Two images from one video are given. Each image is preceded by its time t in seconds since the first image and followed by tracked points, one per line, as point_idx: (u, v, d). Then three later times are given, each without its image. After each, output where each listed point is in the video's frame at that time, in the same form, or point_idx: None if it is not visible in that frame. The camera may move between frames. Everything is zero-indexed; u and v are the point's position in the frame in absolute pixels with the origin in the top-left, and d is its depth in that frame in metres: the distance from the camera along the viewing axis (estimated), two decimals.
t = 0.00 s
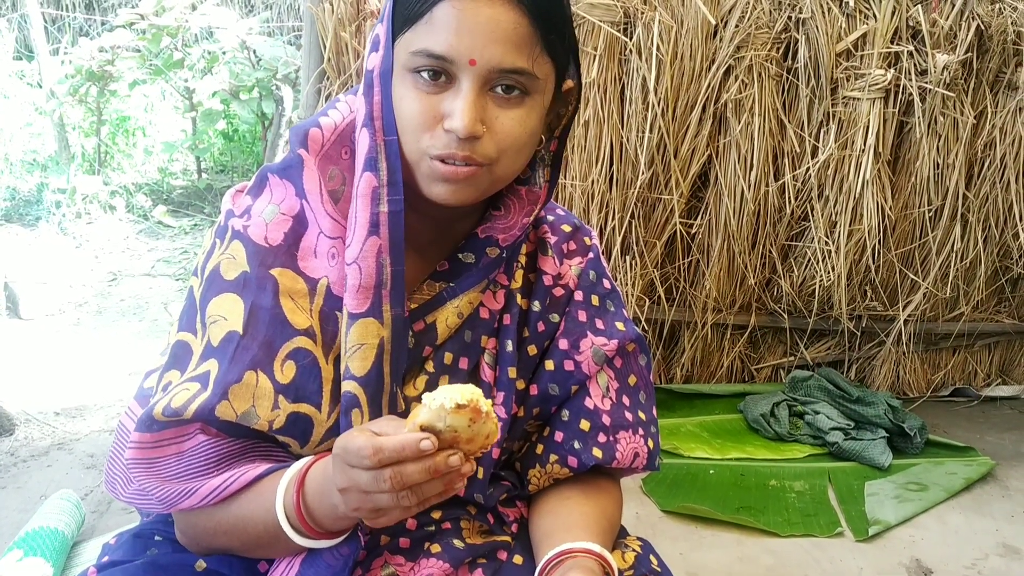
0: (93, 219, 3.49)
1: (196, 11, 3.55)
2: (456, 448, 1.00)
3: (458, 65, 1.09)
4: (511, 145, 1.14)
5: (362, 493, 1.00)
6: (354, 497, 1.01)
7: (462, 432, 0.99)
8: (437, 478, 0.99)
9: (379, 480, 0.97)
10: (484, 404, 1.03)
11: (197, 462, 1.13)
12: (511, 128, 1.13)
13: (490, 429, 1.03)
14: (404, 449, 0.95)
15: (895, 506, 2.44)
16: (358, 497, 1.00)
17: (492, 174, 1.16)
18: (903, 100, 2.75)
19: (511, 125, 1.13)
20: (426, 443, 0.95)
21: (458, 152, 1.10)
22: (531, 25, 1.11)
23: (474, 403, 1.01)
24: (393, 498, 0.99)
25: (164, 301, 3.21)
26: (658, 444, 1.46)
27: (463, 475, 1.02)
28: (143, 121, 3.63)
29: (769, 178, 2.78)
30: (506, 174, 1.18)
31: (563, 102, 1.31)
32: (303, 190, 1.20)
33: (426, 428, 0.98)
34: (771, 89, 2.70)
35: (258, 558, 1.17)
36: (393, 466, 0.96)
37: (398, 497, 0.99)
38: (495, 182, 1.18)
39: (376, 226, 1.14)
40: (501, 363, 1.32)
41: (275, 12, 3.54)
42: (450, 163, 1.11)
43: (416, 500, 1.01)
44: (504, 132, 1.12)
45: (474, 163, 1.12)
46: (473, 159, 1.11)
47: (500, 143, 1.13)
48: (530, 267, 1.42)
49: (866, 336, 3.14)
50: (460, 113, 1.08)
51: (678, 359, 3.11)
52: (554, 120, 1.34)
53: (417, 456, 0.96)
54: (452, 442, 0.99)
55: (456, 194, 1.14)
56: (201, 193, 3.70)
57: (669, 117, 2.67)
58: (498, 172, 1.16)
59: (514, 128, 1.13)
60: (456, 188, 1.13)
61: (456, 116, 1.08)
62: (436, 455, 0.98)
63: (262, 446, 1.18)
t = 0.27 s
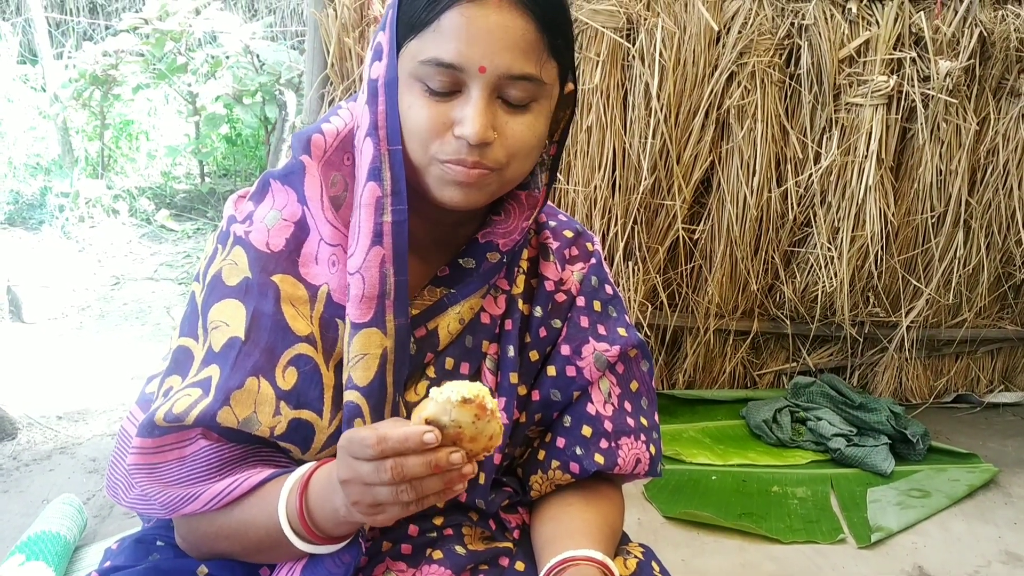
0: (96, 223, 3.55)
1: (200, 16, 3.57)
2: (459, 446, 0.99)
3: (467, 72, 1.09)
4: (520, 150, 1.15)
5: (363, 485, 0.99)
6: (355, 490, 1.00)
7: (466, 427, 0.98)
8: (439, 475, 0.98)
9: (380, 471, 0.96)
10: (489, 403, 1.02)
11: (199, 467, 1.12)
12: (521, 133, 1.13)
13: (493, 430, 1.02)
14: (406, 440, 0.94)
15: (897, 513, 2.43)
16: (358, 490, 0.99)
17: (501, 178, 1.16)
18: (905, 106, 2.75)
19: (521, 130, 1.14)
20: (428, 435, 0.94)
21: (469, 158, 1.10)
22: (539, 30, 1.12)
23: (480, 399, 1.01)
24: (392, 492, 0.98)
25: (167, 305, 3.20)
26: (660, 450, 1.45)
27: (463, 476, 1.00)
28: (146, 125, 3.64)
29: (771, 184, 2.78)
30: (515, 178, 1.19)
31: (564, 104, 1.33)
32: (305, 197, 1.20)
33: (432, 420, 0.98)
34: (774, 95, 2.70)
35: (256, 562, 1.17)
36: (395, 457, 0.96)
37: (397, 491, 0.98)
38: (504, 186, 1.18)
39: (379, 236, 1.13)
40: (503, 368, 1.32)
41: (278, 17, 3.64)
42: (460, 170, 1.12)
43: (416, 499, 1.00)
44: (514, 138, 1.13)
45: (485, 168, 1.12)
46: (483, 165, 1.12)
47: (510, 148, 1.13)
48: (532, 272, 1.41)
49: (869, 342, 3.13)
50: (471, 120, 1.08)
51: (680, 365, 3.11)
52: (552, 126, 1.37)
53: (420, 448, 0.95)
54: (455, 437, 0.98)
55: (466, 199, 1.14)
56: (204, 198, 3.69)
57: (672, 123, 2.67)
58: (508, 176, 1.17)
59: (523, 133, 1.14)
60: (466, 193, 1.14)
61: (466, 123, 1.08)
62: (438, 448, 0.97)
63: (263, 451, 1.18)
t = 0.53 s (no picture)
0: (99, 228, 3.56)
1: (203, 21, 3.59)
2: (445, 392, 0.97)
3: (505, 89, 1.09)
4: (549, 165, 1.16)
5: (349, 433, 0.95)
6: (342, 441, 0.97)
7: (451, 368, 0.97)
8: (424, 420, 0.94)
9: (365, 411, 0.93)
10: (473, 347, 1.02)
11: (199, 466, 1.13)
12: (551, 148, 1.15)
13: (478, 376, 1.01)
14: (390, 377, 0.92)
15: (900, 520, 2.43)
16: (345, 437, 0.96)
17: (528, 192, 1.17)
18: (908, 113, 2.75)
19: (551, 146, 1.15)
20: (412, 372, 0.91)
21: (506, 175, 1.10)
22: (570, 48, 1.14)
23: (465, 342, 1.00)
24: (377, 436, 0.94)
25: (169, 310, 3.20)
26: (663, 457, 1.45)
27: (449, 424, 0.96)
28: (149, 130, 3.65)
29: (774, 191, 2.78)
30: (539, 191, 1.20)
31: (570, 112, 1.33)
32: (307, 203, 1.20)
33: (417, 361, 0.97)
34: (777, 102, 2.70)
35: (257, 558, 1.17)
36: (379, 396, 0.92)
37: (381, 434, 0.93)
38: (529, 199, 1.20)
39: (398, 253, 1.13)
40: (505, 374, 1.32)
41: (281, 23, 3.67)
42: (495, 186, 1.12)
43: (400, 448, 0.96)
44: (545, 153, 1.14)
45: (519, 184, 1.13)
46: (518, 182, 1.12)
47: (541, 164, 1.15)
48: (535, 278, 1.41)
49: (871, 349, 3.13)
50: (510, 138, 1.08)
51: (682, 371, 3.10)
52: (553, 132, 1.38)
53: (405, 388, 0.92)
54: (441, 379, 0.96)
55: (498, 214, 1.15)
56: (207, 203, 3.68)
57: (674, 129, 2.67)
58: (534, 190, 1.18)
59: (553, 148, 1.15)
60: (498, 209, 1.14)
61: (505, 140, 1.08)
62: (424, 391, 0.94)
63: (261, 449, 1.17)
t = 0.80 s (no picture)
0: (101, 233, 3.55)
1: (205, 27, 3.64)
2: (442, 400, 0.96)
3: (504, 93, 1.09)
4: (549, 170, 1.16)
5: (348, 441, 0.95)
6: (339, 448, 0.96)
7: (449, 376, 0.96)
8: (420, 429, 0.93)
9: (361, 420, 0.92)
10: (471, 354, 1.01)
11: (200, 474, 1.13)
12: (550, 154, 1.15)
13: (475, 385, 1.00)
14: (387, 386, 0.90)
15: (902, 526, 2.42)
16: (343, 446, 0.95)
17: (528, 198, 1.17)
18: (910, 120, 2.75)
19: (550, 150, 1.15)
20: (410, 380, 0.89)
21: (505, 179, 1.10)
22: (569, 52, 1.15)
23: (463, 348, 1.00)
24: (373, 444, 0.93)
25: (171, 314, 3.20)
26: (665, 463, 1.45)
27: (447, 434, 0.95)
28: (152, 135, 3.67)
29: (776, 197, 2.78)
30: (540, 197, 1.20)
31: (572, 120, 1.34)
32: (310, 210, 1.21)
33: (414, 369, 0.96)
34: (779, 108, 2.70)
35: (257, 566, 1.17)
36: (377, 404, 0.92)
37: (378, 443, 0.93)
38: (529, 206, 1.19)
39: (399, 258, 1.12)
40: (508, 381, 1.32)
41: (284, 29, 3.69)
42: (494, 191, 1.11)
43: (398, 457, 0.95)
44: (545, 158, 1.14)
45: (518, 189, 1.13)
46: (518, 187, 1.12)
47: (540, 169, 1.15)
48: (537, 284, 1.41)
49: (873, 355, 3.13)
50: (509, 141, 1.08)
51: (684, 377, 3.10)
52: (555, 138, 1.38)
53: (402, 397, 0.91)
54: (439, 388, 0.95)
55: (497, 220, 1.14)
56: (209, 208, 3.72)
57: (677, 135, 2.68)
58: (534, 196, 1.18)
59: (552, 153, 1.15)
60: (498, 214, 1.14)
61: (504, 144, 1.08)
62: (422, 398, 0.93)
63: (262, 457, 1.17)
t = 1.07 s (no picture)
0: (101, 237, 3.56)
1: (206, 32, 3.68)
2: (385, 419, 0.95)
3: (490, 95, 1.09)
4: (539, 172, 1.16)
5: (292, 454, 0.94)
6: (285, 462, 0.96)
7: (392, 395, 0.94)
8: (360, 447, 0.92)
9: (302, 431, 0.91)
10: (419, 374, 0.99)
11: (189, 478, 1.14)
12: (539, 156, 1.15)
13: (420, 406, 0.97)
14: (329, 399, 0.90)
15: (902, 531, 2.42)
16: (288, 458, 0.94)
17: (517, 201, 1.17)
18: (910, 124, 2.76)
19: (539, 152, 1.15)
20: (351, 395, 0.90)
21: (491, 180, 1.11)
22: (559, 54, 1.15)
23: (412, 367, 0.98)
24: (313, 459, 0.92)
25: (171, 319, 3.21)
26: (665, 468, 1.44)
27: (386, 455, 0.93)
28: (152, 139, 3.72)
29: (776, 202, 2.78)
30: (530, 200, 1.20)
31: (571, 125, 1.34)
32: (307, 214, 1.20)
33: (361, 385, 0.95)
34: (778, 112, 2.70)
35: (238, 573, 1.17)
36: (318, 415, 0.91)
37: (317, 458, 0.92)
38: (519, 208, 1.19)
39: (389, 258, 1.13)
40: (506, 386, 1.31)
41: (285, 33, 3.87)
42: (481, 192, 1.12)
43: (339, 475, 0.94)
44: (534, 159, 1.14)
45: (506, 191, 1.13)
46: (505, 187, 1.12)
47: (529, 171, 1.14)
48: (536, 289, 1.41)
49: (873, 360, 3.13)
50: (494, 143, 1.08)
51: (684, 382, 3.10)
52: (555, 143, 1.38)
53: (342, 410, 0.91)
54: (382, 405, 0.94)
55: (485, 222, 1.14)
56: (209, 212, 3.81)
57: (676, 140, 2.68)
58: (524, 198, 1.18)
59: (542, 155, 1.15)
60: (485, 215, 1.14)
61: (489, 146, 1.08)
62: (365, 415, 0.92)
63: (254, 463, 1.18)
